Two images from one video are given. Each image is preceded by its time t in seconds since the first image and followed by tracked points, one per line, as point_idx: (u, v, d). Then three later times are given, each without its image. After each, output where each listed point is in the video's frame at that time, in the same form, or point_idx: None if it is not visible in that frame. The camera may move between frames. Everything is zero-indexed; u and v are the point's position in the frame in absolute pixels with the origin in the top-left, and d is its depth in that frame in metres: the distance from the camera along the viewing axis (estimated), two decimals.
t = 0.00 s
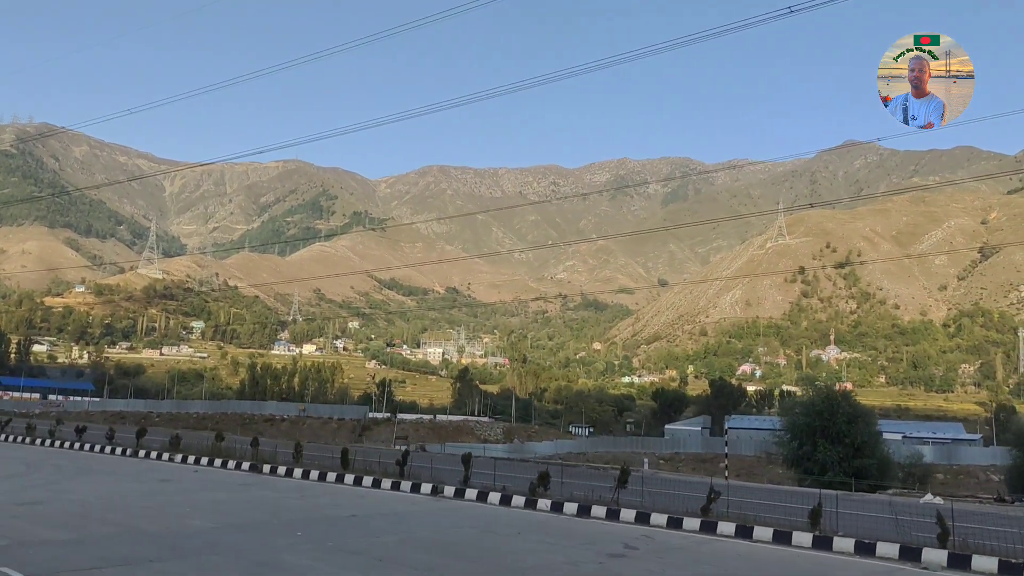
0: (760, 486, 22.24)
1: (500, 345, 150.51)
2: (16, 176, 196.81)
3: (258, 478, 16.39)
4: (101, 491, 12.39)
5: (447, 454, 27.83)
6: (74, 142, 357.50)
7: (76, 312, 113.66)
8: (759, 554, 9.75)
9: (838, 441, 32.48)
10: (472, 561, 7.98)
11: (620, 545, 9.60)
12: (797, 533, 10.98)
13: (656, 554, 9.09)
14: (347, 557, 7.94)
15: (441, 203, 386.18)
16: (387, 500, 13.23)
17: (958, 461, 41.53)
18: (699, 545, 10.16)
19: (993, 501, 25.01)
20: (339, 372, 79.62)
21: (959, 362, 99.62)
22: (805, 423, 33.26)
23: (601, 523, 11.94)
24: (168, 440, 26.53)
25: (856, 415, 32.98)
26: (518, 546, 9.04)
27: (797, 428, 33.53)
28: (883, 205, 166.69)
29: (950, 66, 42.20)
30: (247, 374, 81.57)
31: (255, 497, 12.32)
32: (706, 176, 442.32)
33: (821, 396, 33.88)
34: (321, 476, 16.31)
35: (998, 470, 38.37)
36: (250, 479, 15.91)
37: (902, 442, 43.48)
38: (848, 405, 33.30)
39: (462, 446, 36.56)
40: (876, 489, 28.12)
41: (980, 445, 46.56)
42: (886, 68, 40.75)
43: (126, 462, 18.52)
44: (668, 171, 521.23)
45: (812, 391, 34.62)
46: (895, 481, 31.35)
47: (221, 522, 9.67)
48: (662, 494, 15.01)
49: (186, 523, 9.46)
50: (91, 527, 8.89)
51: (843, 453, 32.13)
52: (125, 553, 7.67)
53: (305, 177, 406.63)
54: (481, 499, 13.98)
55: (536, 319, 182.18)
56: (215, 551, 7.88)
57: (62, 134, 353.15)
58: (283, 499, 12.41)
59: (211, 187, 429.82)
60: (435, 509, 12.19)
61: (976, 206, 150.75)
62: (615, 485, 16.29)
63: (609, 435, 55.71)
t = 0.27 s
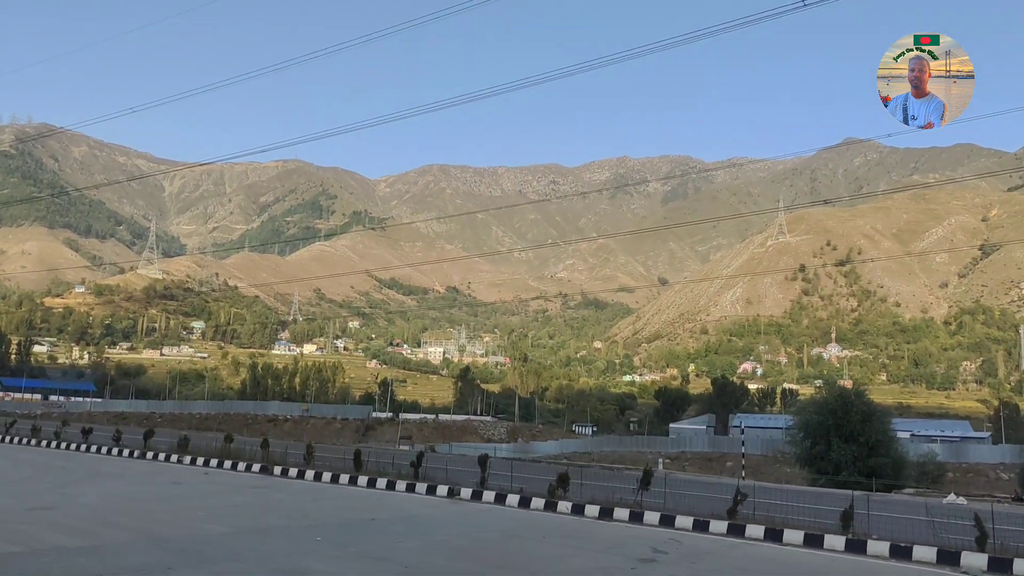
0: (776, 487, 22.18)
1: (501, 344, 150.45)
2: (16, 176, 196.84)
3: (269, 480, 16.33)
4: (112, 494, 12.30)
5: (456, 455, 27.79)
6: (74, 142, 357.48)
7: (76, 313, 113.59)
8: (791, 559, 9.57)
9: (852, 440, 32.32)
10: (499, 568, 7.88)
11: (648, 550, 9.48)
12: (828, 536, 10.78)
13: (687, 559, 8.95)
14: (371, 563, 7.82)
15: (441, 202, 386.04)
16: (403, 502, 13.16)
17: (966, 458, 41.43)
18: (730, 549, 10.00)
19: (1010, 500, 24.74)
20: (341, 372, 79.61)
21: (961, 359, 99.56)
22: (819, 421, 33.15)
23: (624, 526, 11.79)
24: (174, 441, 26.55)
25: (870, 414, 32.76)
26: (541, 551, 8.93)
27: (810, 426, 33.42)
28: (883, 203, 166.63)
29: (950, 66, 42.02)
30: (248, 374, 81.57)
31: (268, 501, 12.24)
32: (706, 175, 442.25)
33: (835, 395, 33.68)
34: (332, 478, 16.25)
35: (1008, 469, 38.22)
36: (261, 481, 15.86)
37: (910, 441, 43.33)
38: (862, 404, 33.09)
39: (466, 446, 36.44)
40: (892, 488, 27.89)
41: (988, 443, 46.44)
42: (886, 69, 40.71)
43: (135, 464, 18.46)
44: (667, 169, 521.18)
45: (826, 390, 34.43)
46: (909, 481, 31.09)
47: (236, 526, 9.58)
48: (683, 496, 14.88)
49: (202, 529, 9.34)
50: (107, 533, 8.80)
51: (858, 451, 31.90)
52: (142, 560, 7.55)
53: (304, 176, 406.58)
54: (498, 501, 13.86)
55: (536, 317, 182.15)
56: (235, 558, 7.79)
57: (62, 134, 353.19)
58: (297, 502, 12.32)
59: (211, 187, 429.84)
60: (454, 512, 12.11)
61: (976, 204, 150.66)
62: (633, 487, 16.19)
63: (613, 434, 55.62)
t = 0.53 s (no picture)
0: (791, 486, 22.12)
1: (502, 343, 150.43)
2: (16, 177, 196.75)
3: (281, 482, 16.25)
4: (125, 498, 12.22)
5: (465, 454, 27.76)
6: (73, 143, 357.36)
7: (76, 314, 113.49)
8: (826, 562, 9.44)
9: (867, 438, 32.12)
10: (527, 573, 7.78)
11: (681, 553, 9.38)
12: (865, 538, 10.65)
13: (721, 563, 8.86)
14: (397, 568, 7.75)
15: (441, 202, 385.89)
16: (422, 504, 13.05)
17: (976, 455, 41.28)
18: (764, 553, 9.88)
19: None
20: (342, 371, 79.59)
21: (963, 356, 99.60)
22: (833, 419, 32.84)
23: (651, 528, 11.66)
24: (182, 442, 26.51)
25: (884, 411, 32.61)
26: (569, 555, 8.85)
27: (824, 425, 33.11)
28: (883, 199, 166.62)
29: (950, 66, 42.00)
30: (249, 374, 81.53)
31: (285, 503, 12.16)
32: (705, 173, 442.33)
33: (848, 392, 33.43)
34: (346, 479, 16.14)
35: (1018, 466, 38.14)
36: (273, 482, 15.80)
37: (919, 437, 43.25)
38: (876, 401, 32.93)
39: (471, 445, 36.33)
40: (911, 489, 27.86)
41: (996, 439, 46.35)
42: (886, 69, 40.77)
43: (144, 466, 18.36)
44: (666, 167, 520.95)
45: (838, 386, 34.16)
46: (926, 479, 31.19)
47: (256, 530, 9.49)
48: (707, 496, 14.74)
49: (221, 533, 9.25)
50: (126, 538, 8.70)
51: (873, 449, 31.80)
52: (162, 568, 7.44)
53: (304, 176, 406.43)
54: (519, 502, 13.75)
55: (536, 316, 182.12)
56: (255, 566, 7.67)
57: (61, 135, 353.06)
58: (313, 505, 12.25)
59: (210, 188, 429.66)
60: (475, 515, 11.99)
61: (976, 200, 150.64)
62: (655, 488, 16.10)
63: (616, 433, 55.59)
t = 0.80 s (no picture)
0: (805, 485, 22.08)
1: (503, 342, 150.37)
2: (15, 179, 196.67)
3: (294, 484, 16.15)
4: (137, 501, 12.09)
5: (474, 455, 27.72)
6: (73, 145, 357.45)
7: (77, 316, 113.44)
8: (868, 567, 9.24)
9: (882, 437, 31.90)
10: None
11: (716, 557, 9.27)
12: (901, 542, 10.46)
13: (758, 568, 8.78)
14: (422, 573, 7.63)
15: (441, 202, 385.87)
16: (442, 506, 12.97)
17: (985, 454, 41.16)
18: (800, 556, 9.75)
19: None
20: (343, 372, 79.52)
21: (964, 353, 99.54)
22: (847, 419, 32.55)
23: (678, 530, 11.53)
24: (190, 445, 26.48)
25: (900, 409, 32.41)
26: (598, 559, 8.73)
27: (839, 424, 32.77)
28: (883, 197, 166.44)
29: (950, 66, 41.82)
30: (251, 375, 81.49)
31: (300, 507, 12.05)
32: (705, 172, 442.24)
33: (864, 391, 33.16)
34: (359, 481, 16.02)
35: None
36: (286, 485, 15.70)
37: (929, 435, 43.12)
38: (892, 400, 32.71)
39: (475, 445, 36.25)
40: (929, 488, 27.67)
41: (1006, 438, 46.22)
42: (886, 70, 40.74)
43: (153, 470, 18.26)
44: (666, 167, 520.70)
45: (853, 385, 33.90)
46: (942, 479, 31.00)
47: (275, 535, 9.36)
48: (731, 499, 14.62)
49: (238, 539, 9.16)
50: (141, 544, 8.62)
51: (888, 449, 31.61)
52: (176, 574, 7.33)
53: (304, 177, 406.52)
54: (539, 505, 13.58)
55: (537, 316, 182.03)
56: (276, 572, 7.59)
57: (60, 137, 352.99)
58: (330, 508, 12.13)
59: (209, 189, 429.53)
60: (497, 517, 11.88)
61: (977, 197, 150.46)
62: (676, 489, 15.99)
63: (620, 433, 55.51)
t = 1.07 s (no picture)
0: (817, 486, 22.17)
1: (503, 342, 150.21)
2: (15, 181, 196.50)
3: (309, 487, 16.02)
4: (155, 508, 11.91)
5: (484, 456, 27.76)
6: (72, 146, 357.28)
7: (78, 317, 113.34)
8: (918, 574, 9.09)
9: (902, 437, 31.88)
10: None
11: (758, 565, 9.15)
12: (948, 547, 10.20)
13: None
14: None
15: (441, 202, 385.81)
16: (465, 511, 12.83)
17: (997, 454, 41.02)
18: (846, 564, 9.55)
19: None
20: (344, 372, 79.40)
21: (965, 352, 99.44)
22: (866, 419, 32.64)
23: (712, 536, 11.33)
24: (200, 447, 26.44)
25: (920, 409, 32.37)
26: (633, 566, 8.58)
27: (857, 425, 32.91)
28: (884, 197, 166.21)
29: (950, 66, 41.69)
30: (252, 376, 81.34)
31: (322, 512, 11.90)
32: (705, 172, 442.12)
33: (883, 391, 33.19)
34: (377, 485, 15.92)
35: None
36: (302, 489, 15.56)
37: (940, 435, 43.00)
38: (911, 400, 32.69)
39: (481, 446, 36.19)
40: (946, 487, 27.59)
41: (1017, 437, 46.06)
42: (886, 70, 40.63)
43: (166, 473, 18.15)
44: (666, 166, 520.39)
45: (873, 385, 33.95)
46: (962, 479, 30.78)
47: (298, 543, 9.24)
48: (759, 502, 14.55)
49: (260, 546, 9.04)
50: (161, 552, 8.49)
51: (908, 449, 31.54)
52: None
53: (303, 177, 406.47)
54: (564, 509, 13.43)
55: (537, 316, 181.85)
56: None
57: (60, 138, 352.72)
58: (351, 512, 12.00)
59: (209, 190, 429.09)
60: (524, 522, 11.76)
61: (978, 196, 150.26)
62: (699, 493, 15.94)
63: (624, 433, 55.45)
